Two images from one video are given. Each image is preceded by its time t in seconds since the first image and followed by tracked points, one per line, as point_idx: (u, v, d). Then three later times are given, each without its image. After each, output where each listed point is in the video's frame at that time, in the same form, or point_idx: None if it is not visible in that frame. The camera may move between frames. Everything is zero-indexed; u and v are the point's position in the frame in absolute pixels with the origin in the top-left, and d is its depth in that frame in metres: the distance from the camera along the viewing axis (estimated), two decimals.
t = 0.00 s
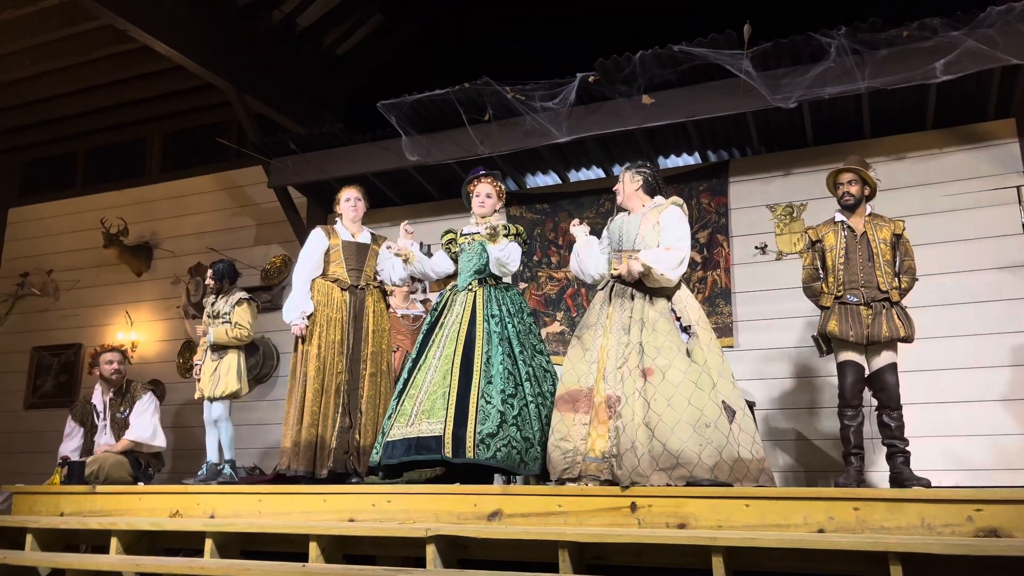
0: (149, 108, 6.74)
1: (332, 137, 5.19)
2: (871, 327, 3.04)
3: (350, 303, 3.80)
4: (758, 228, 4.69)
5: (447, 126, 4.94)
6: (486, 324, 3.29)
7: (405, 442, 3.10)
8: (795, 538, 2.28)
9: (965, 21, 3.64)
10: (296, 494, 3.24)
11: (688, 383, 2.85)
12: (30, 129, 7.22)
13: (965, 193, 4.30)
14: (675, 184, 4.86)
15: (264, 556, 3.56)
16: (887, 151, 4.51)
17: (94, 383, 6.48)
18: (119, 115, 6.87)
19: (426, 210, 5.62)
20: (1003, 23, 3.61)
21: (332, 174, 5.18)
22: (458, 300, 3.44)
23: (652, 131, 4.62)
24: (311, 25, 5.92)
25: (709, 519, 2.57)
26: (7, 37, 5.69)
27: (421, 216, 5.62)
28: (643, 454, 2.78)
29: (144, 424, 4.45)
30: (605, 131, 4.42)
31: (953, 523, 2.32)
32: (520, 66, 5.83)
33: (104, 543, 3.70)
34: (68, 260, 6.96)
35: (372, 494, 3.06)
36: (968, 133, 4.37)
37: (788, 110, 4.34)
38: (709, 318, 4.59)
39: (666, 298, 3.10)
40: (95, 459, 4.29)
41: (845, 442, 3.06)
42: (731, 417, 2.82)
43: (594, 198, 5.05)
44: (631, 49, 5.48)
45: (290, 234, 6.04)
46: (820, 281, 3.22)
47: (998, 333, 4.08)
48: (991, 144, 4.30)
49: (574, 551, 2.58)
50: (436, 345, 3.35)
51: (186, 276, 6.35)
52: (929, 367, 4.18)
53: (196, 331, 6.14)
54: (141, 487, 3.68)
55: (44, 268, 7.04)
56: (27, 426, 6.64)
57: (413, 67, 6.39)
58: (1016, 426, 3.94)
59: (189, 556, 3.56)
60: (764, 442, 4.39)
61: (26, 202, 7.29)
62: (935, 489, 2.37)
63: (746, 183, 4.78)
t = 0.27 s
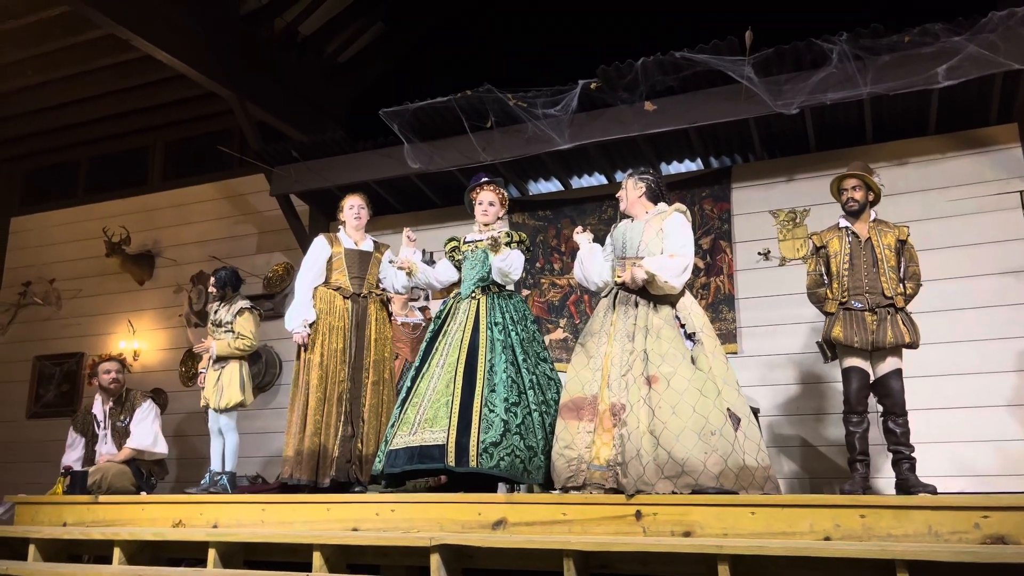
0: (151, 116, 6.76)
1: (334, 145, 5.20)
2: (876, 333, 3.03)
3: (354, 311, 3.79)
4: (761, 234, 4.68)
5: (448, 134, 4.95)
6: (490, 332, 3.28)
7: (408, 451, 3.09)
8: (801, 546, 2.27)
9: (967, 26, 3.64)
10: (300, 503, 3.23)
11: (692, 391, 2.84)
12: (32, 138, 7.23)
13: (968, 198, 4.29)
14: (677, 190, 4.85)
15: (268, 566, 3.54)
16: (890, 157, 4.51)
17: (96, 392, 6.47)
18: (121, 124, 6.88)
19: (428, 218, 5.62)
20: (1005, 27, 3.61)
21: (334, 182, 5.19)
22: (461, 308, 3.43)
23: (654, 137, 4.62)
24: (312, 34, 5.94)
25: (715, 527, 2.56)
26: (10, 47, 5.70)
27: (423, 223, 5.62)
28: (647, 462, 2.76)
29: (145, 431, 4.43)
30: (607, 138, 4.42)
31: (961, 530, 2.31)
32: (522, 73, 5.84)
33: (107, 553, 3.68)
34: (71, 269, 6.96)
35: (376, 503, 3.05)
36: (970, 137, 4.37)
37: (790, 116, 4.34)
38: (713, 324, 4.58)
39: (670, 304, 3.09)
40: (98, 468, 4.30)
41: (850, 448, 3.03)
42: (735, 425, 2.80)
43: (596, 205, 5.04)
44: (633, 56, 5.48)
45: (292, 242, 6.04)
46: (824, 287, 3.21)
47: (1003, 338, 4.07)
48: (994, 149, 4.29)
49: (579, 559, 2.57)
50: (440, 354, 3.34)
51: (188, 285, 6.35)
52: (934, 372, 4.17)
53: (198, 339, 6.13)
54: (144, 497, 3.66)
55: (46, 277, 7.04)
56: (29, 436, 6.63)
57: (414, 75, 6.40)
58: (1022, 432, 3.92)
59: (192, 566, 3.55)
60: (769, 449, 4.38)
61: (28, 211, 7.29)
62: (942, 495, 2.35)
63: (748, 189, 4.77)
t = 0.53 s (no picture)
0: (151, 128, 6.78)
1: (334, 155, 5.21)
2: (876, 341, 3.04)
3: (353, 321, 3.78)
4: (761, 242, 4.69)
5: (448, 143, 4.96)
6: (490, 341, 3.29)
7: (410, 462, 3.10)
8: (803, 555, 2.26)
9: (964, 35, 3.66)
10: (300, 514, 3.23)
11: (693, 400, 2.84)
12: (33, 150, 7.25)
13: (967, 205, 4.30)
14: (677, 198, 4.86)
15: None
16: (889, 164, 4.52)
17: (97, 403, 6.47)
18: (122, 135, 6.90)
19: (428, 227, 5.63)
20: (1001, 35, 3.62)
21: (335, 192, 5.20)
22: (461, 317, 3.43)
23: (653, 146, 4.64)
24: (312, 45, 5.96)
25: (716, 536, 2.55)
26: (11, 59, 5.73)
27: (423, 233, 5.63)
28: (649, 471, 2.76)
29: (146, 442, 4.43)
30: (607, 147, 4.43)
31: (962, 538, 2.31)
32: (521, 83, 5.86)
33: (107, 565, 3.68)
34: (72, 280, 6.97)
35: (378, 513, 3.05)
36: (969, 145, 4.38)
37: (789, 124, 4.35)
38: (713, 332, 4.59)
39: (670, 313, 3.09)
40: (98, 480, 4.29)
41: (851, 456, 3.04)
42: (737, 433, 2.81)
43: (596, 213, 5.05)
44: (632, 65, 5.50)
45: (292, 252, 6.05)
46: (824, 295, 3.21)
47: (1003, 345, 4.07)
48: (992, 157, 4.30)
49: (580, 568, 2.56)
50: (440, 364, 3.34)
51: (189, 295, 6.35)
52: (935, 380, 4.17)
53: (199, 349, 6.14)
54: (145, 508, 3.66)
55: (47, 288, 7.05)
56: (30, 447, 6.63)
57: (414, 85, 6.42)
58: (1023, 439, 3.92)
59: None
60: (770, 457, 4.37)
61: (29, 223, 7.31)
62: (943, 503, 2.35)
63: (748, 197, 4.78)
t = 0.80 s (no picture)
0: (149, 136, 6.79)
1: (332, 163, 5.22)
2: (875, 346, 3.03)
3: (350, 327, 3.78)
4: (759, 248, 4.69)
5: (446, 151, 4.96)
6: (491, 347, 3.28)
7: (410, 467, 3.10)
8: (802, 561, 2.26)
9: (960, 41, 3.67)
10: (299, 522, 3.22)
11: (693, 406, 2.84)
12: (31, 158, 7.25)
13: (965, 211, 4.31)
14: (675, 205, 4.87)
15: None
16: (886, 170, 4.53)
17: (94, 411, 6.46)
18: (120, 143, 6.90)
19: (427, 234, 5.63)
20: (998, 41, 3.62)
21: (333, 199, 5.20)
22: (459, 324, 3.43)
23: (651, 153, 4.65)
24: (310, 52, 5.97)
25: (716, 542, 2.55)
26: (9, 68, 5.73)
27: (422, 240, 5.63)
28: (649, 477, 2.75)
29: (145, 451, 4.43)
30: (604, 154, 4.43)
31: (962, 543, 2.30)
32: (519, 90, 5.87)
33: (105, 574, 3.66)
34: (69, 289, 6.96)
35: (376, 521, 3.04)
36: (966, 150, 4.38)
37: (786, 131, 4.36)
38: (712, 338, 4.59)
39: (669, 319, 3.08)
40: (97, 488, 4.26)
41: (850, 462, 3.02)
42: (737, 439, 2.80)
43: (594, 220, 5.06)
44: (629, 72, 5.51)
45: (290, 259, 6.05)
46: (822, 300, 3.23)
47: (1002, 350, 4.07)
48: (989, 162, 4.31)
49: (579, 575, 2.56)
50: (438, 371, 3.34)
51: (187, 303, 6.35)
52: (934, 385, 4.17)
53: (197, 357, 6.13)
54: (143, 516, 3.65)
55: (45, 296, 7.05)
56: (28, 456, 6.61)
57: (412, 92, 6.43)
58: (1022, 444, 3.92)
59: None
60: (770, 463, 4.37)
61: (27, 231, 7.31)
62: (943, 509, 2.35)
63: (746, 203, 4.79)
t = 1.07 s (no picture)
0: (149, 140, 6.79)
1: (331, 167, 5.22)
2: (874, 351, 3.03)
3: (349, 332, 3.78)
4: (758, 253, 4.69)
5: (445, 155, 4.97)
6: (498, 351, 3.31)
7: (428, 473, 3.08)
8: (802, 566, 2.25)
9: (958, 46, 3.68)
10: (297, 527, 3.21)
11: (691, 411, 2.84)
12: (30, 163, 7.26)
13: (964, 215, 4.31)
14: (674, 209, 4.87)
15: None
16: (885, 175, 4.53)
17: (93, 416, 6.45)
18: (119, 148, 6.91)
19: (426, 238, 5.63)
20: (996, 46, 3.63)
21: (332, 203, 5.20)
22: (462, 328, 3.41)
23: (651, 157, 4.65)
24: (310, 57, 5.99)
25: (715, 547, 2.53)
26: (9, 73, 5.74)
27: (420, 244, 5.63)
28: (648, 482, 2.76)
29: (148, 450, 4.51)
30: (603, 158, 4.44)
31: (961, 548, 2.29)
32: (517, 94, 5.88)
33: None
34: (68, 293, 6.95)
35: (375, 526, 3.03)
36: (965, 155, 4.39)
37: (785, 135, 4.37)
38: (711, 342, 4.58)
39: (668, 324, 3.10)
40: (94, 493, 4.29)
41: (849, 467, 3.02)
42: (736, 443, 2.80)
43: (593, 224, 5.06)
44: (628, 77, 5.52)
45: (290, 263, 6.04)
46: (821, 304, 3.23)
47: (1000, 355, 4.07)
48: (988, 167, 4.31)
49: None
50: (443, 376, 3.33)
51: (186, 307, 6.34)
52: (933, 390, 4.17)
53: (196, 362, 6.12)
54: (141, 521, 3.64)
55: (43, 301, 7.04)
56: (26, 461, 6.59)
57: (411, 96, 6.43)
58: (1022, 449, 3.91)
59: None
60: (769, 468, 4.36)
61: (26, 236, 7.31)
62: (942, 513, 2.34)
63: (745, 207, 4.79)
